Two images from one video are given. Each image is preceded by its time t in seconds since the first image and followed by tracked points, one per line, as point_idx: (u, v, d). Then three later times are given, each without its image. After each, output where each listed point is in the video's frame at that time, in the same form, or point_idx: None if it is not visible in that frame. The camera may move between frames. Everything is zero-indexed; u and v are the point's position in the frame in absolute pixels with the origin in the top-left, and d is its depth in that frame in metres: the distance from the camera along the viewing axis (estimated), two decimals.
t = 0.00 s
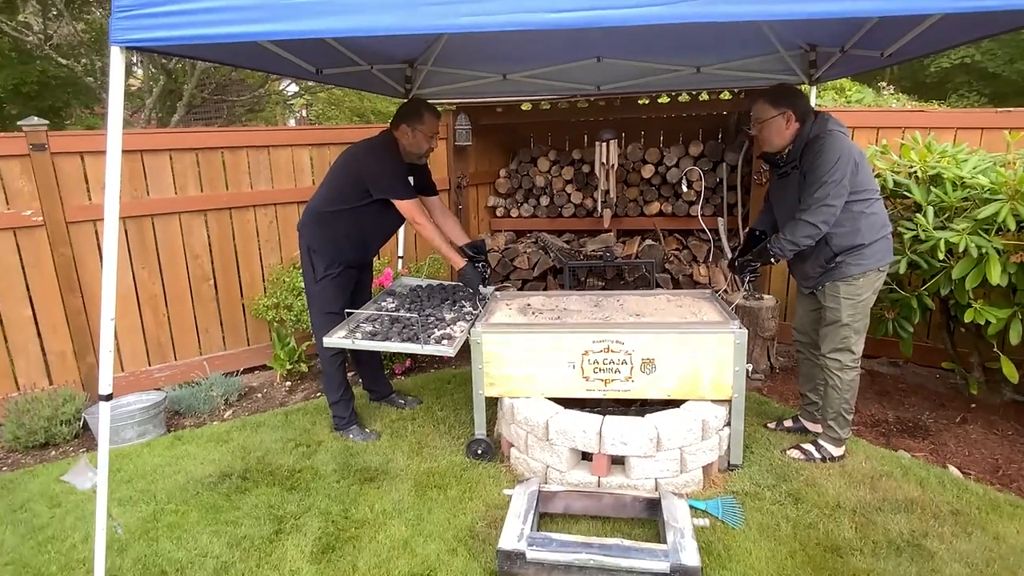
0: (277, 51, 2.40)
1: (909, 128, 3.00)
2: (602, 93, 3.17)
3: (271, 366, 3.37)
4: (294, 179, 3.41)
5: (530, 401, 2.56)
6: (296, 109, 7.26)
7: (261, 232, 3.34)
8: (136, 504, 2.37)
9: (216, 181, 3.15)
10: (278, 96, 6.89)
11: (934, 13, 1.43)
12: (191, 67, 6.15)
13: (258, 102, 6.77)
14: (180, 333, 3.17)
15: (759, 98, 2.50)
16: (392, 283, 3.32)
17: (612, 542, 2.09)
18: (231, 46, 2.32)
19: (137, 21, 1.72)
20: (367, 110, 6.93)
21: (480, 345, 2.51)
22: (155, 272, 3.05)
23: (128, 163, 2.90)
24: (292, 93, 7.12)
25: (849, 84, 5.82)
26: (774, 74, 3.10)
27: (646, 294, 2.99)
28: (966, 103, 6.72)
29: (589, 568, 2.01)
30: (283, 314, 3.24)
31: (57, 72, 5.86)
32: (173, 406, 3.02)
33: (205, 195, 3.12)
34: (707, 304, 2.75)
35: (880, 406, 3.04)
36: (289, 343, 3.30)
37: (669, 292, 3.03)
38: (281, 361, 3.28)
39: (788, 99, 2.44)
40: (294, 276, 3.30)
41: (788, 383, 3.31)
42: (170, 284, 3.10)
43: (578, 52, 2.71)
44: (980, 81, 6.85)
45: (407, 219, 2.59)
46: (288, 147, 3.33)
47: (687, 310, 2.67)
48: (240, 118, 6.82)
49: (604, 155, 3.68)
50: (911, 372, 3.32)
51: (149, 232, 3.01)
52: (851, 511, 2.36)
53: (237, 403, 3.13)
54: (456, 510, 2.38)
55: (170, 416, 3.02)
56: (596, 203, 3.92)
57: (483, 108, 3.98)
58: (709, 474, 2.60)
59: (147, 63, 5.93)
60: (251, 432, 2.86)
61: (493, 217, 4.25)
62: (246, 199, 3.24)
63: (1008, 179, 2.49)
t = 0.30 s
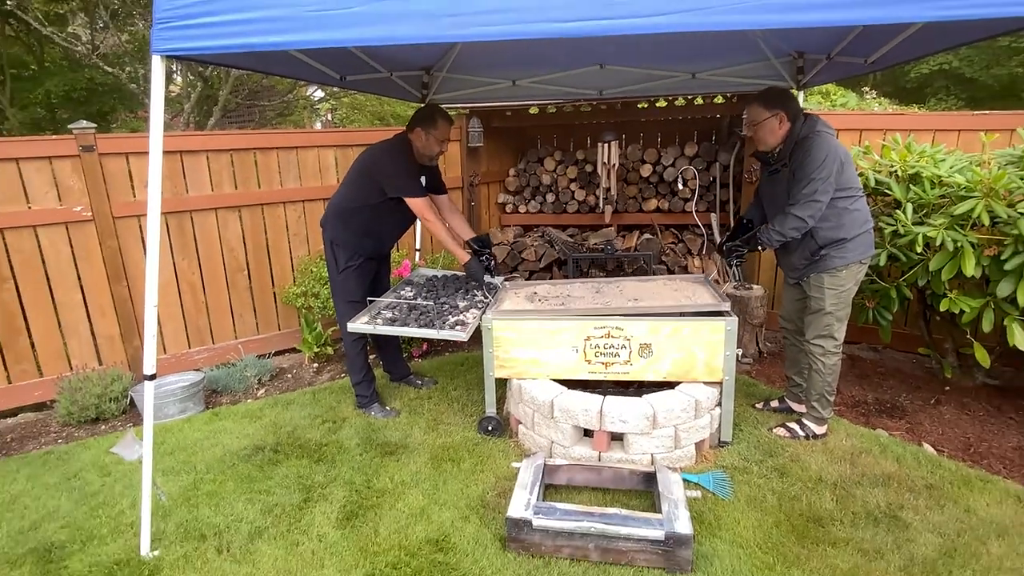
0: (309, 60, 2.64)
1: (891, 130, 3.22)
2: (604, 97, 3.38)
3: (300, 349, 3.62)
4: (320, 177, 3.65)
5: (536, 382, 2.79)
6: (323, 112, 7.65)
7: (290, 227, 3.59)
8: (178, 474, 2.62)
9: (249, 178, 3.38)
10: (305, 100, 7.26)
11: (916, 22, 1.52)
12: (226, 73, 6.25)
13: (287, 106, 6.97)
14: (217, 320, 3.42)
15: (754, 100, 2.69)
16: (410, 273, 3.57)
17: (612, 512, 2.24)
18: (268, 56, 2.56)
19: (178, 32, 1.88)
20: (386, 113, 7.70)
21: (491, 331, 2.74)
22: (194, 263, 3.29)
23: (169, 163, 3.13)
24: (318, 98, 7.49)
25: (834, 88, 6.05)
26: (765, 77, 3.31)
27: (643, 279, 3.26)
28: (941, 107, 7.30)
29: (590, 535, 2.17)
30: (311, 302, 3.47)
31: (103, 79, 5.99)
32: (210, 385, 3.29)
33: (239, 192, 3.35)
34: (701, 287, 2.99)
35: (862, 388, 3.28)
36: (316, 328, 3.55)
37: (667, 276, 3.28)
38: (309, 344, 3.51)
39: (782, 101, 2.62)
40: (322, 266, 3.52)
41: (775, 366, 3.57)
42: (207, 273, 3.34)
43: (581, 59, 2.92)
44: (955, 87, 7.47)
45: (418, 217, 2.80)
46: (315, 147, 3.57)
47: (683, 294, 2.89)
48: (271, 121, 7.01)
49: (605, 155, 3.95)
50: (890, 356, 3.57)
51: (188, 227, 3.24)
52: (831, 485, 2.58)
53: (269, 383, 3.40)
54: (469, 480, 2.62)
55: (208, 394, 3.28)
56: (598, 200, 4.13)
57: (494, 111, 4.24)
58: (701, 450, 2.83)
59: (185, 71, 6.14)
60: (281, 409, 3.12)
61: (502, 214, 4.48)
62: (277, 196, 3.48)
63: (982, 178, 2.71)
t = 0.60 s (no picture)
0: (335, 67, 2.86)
1: (875, 131, 3.45)
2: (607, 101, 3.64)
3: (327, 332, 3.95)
4: (345, 175, 3.91)
5: (543, 364, 3.05)
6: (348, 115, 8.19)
7: (319, 221, 3.87)
8: (217, 445, 2.90)
9: (280, 176, 3.65)
10: (331, 104, 7.74)
11: (903, 29, 1.58)
12: (259, 80, 6.72)
13: (315, 110, 7.51)
14: (251, 306, 3.72)
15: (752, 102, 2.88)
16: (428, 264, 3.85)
17: (612, 483, 2.47)
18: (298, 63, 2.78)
19: (213, 41, 2.11)
20: (406, 116, 8.21)
21: (501, 317, 2.98)
22: (230, 254, 3.55)
23: (207, 161, 3.38)
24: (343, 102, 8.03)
25: (822, 92, 6.21)
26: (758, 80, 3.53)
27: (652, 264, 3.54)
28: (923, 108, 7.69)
29: (591, 503, 2.40)
30: (337, 290, 3.77)
31: (146, 84, 6.52)
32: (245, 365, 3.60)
33: (271, 188, 3.61)
34: (705, 274, 3.24)
35: (845, 372, 3.52)
36: (342, 314, 3.85)
37: (675, 263, 3.54)
38: (336, 328, 3.83)
39: (778, 104, 2.82)
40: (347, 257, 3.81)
41: (763, 351, 3.84)
42: (242, 263, 3.62)
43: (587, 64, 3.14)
44: (939, 89, 7.94)
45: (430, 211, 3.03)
46: (341, 148, 3.83)
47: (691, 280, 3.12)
48: (299, 123, 7.46)
49: (610, 155, 4.15)
50: (873, 342, 3.83)
51: (225, 221, 3.50)
52: (815, 460, 2.81)
53: (299, 363, 3.70)
54: (481, 452, 2.88)
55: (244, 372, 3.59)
56: (601, 196, 4.35)
57: (505, 113, 4.47)
58: (694, 427, 3.07)
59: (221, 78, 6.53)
60: (309, 387, 3.41)
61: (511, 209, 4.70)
62: (306, 192, 3.75)
63: (961, 176, 2.92)
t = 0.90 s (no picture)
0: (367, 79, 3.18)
1: (865, 132, 3.69)
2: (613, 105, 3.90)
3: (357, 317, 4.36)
4: (372, 174, 4.33)
5: (552, 347, 3.34)
6: (376, 120, 8.59)
7: (349, 217, 4.30)
8: (259, 417, 3.25)
9: (314, 175, 4.05)
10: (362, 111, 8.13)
11: (890, 37, 1.75)
12: (295, 87, 7.09)
13: (346, 114, 7.84)
14: (290, 293, 4.18)
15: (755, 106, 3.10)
16: (448, 256, 4.15)
17: (614, 458, 2.73)
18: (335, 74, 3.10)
19: (253, 52, 2.35)
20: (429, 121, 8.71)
21: (514, 305, 3.27)
22: (270, 246, 3.96)
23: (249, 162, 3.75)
24: (372, 108, 8.33)
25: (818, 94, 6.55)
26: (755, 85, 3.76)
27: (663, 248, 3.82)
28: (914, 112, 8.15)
29: (595, 475, 2.67)
30: (367, 279, 4.11)
31: (194, 92, 7.08)
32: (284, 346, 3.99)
33: (306, 187, 4.01)
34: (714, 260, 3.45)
35: (833, 357, 3.79)
36: (370, 300, 4.23)
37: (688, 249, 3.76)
38: (366, 313, 4.21)
39: (780, 107, 3.05)
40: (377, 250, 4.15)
41: (756, 337, 4.14)
42: (282, 254, 4.04)
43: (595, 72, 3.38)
44: (926, 93, 8.61)
45: (447, 198, 3.23)
46: (369, 150, 4.24)
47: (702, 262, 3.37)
48: (331, 127, 7.84)
49: (616, 157, 4.34)
50: (860, 329, 4.11)
51: (265, 216, 3.89)
52: (802, 437, 3.07)
53: (332, 344, 4.09)
54: (496, 426, 3.19)
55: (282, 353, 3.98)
56: (607, 194, 4.59)
57: (517, 117, 4.71)
58: (691, 406, 3.34)
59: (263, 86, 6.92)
60: (340, 366, 3.78)
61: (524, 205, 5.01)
62: (338, 190, 4.16)
63: (944, 176, 3.15)
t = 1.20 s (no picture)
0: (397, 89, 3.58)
1: (858, 136, 3.99)
2: (619, 110, 4.39)
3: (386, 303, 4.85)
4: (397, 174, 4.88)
5: (562, 332, 3.66)
6: (402, 123, 9.42)
7: (377, 213, 4.87)
8: (300, 391, 3.65)
9: (347, 175, 4.62)
10: (390, 116, 9.02)
11: (887, 43, 1.81)
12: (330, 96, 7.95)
13: (375, 119, 8.83)
14: (325, 280, 4.75)
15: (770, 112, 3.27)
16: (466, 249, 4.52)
17: (619, 433, 2.94)
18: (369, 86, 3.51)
19: (293, 63, 2.58)
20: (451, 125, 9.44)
21: (527, 294, 3.59)
22: (307, 238, 4.52)
23: (290, 163, 4.31)
24: (400, 115, 9.42)
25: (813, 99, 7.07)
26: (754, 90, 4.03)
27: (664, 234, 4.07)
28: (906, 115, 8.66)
29: (601, 449, 2.89)
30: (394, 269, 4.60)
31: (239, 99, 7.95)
32: (321, 328, 4.50)
33: (340, 185, 4.58)
34: (713, 248, 3.69)
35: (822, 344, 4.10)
36: (397, 289, 4.75)
37: (688, 236, 4.04)
38: (393, 300, 4.74)
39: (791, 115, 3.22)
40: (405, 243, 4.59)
41: (750, 325, 4.48)
42: (319, 245, 4.62)
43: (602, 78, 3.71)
44: (913, 98, 9.37)
45: (456, 192, 3.49)
46: (394, 152, 4.79)
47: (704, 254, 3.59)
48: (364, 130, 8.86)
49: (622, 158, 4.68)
50: (851, 320, 4.40)
51: (303, 211, 4.45)
52: (792, 418, 3.31)
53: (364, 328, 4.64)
54: (512, 401, 3.54)
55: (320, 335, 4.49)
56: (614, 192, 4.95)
57: (529, 121, 5.20)
58: (688, 388, 3.63)
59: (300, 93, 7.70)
60: (370, 347, 4.25)
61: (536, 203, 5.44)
62: (368, 188, 4.74)
63: (933, 176, 3.37)
